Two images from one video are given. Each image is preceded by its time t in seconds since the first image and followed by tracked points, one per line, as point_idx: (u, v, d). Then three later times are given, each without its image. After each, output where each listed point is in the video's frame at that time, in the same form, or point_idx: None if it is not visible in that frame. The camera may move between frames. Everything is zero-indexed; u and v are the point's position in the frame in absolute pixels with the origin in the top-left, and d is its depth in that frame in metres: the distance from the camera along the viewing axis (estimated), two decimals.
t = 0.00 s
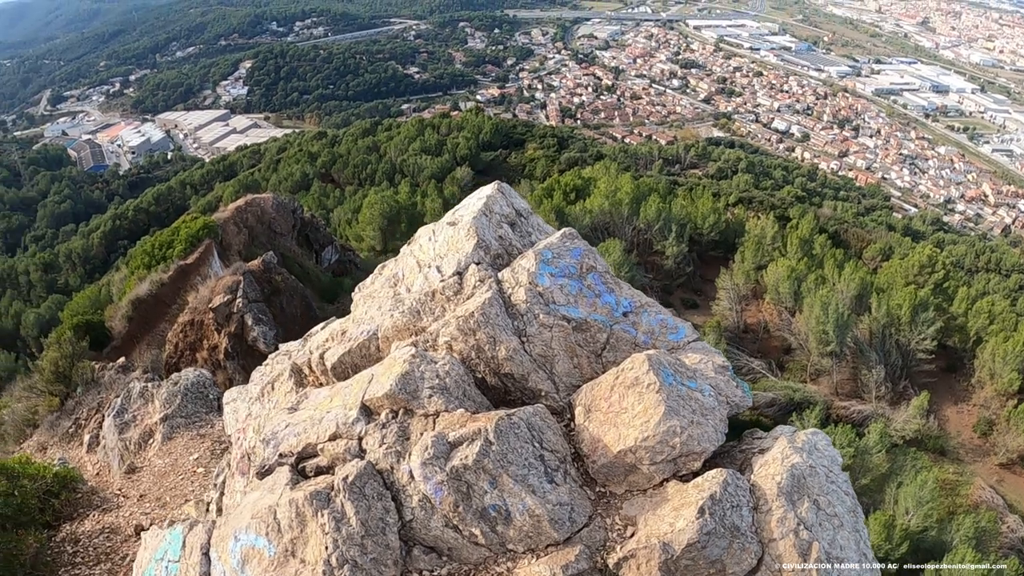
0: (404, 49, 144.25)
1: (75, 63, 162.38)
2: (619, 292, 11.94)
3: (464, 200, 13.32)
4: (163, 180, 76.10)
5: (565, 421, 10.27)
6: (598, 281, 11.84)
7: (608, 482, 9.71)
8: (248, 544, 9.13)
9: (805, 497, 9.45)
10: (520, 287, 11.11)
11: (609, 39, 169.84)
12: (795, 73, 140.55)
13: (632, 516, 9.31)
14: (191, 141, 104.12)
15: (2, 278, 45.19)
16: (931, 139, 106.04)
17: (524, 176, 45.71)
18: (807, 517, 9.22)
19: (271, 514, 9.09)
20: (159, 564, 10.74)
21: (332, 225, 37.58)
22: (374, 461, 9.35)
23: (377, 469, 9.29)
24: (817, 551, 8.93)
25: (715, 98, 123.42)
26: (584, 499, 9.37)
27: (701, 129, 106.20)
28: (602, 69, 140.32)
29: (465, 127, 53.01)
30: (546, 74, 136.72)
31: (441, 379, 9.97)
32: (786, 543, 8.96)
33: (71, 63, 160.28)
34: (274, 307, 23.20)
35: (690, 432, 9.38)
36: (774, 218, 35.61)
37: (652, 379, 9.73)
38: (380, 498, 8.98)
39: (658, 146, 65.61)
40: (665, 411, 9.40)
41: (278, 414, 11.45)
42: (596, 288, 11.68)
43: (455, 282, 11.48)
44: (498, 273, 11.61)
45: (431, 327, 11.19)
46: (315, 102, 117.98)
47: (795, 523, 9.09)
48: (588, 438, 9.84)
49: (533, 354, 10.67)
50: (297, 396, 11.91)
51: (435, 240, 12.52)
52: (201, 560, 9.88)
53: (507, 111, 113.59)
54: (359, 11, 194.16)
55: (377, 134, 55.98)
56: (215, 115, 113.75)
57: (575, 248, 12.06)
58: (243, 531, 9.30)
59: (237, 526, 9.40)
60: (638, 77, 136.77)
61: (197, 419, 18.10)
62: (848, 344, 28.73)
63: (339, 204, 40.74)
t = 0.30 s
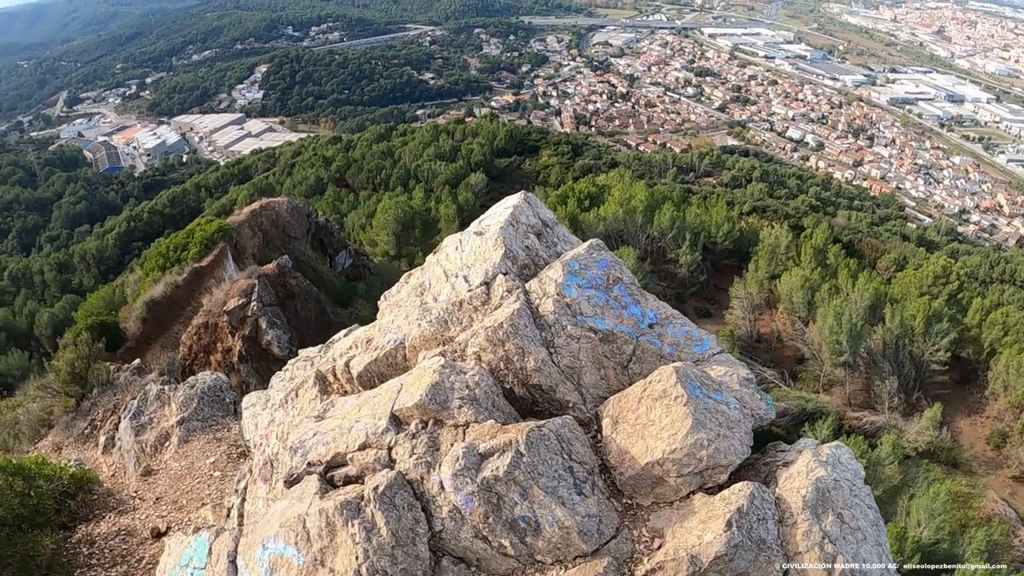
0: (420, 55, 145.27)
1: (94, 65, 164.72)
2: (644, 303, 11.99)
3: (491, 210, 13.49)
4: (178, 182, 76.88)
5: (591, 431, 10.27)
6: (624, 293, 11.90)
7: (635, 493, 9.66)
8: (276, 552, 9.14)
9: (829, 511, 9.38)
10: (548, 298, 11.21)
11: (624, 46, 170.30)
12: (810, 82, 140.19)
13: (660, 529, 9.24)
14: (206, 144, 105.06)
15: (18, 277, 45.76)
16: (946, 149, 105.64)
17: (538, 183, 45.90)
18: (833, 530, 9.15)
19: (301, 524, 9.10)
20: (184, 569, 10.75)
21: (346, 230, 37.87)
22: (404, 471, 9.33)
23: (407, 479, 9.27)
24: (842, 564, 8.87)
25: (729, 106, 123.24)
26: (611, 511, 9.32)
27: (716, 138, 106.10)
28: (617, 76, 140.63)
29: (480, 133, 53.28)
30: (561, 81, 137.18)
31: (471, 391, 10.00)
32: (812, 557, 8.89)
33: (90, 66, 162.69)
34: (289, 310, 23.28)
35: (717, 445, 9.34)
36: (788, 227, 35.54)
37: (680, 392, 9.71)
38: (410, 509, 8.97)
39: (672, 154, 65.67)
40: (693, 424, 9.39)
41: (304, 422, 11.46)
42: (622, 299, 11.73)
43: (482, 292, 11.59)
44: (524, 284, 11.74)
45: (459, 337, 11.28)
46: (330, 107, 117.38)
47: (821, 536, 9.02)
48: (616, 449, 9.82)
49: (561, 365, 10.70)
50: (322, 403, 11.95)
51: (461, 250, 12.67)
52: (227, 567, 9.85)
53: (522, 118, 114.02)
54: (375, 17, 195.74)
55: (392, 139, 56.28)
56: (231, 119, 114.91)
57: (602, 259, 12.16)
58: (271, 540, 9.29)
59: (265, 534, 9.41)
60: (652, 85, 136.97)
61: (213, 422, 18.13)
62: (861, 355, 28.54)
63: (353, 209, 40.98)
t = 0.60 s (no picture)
0: (432, 59, 145.94)
1: (109, 66, 166.29)
2: (660, 312, 11.97)
3: (509, 218, 13.50)
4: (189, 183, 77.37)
5: (609, 438, 10.26)
6: (641, 301, 11.88)
7: (651, 499, 9.60)
8: (299, 553, 9.16)
9: (840, 518, 9.23)
10: (567, 306, 11.24)
11: (635, 53, 170.58)
12: (821, 90, 139.96)
13: (675, 534, 9.21)
14: (218, 146, 105.63)
15: (29, 275, 46.14)
16: (957, 158, 105.33)
17: (549, 188, 46.05)
18: (845, 538, 9.02)
19: (324, 525, 9.11)
20: (205, 570, 10.78)
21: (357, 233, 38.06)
22: (427, 475, 9.36)
23: (429, 483, 9.29)
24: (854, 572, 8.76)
25: (740, 114, 123.17)
26: (628, 517, 9.29)
27: (727, 145, 105.97)
28: (628, 83, 140.86)
29: (491, 138, 53.47)
30: (572, 87, 137.51)
31: (492, 397, 10.04)
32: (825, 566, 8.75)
33: (105, 67, 164.12)
34: (300, 313, 23.27)
35: (732, 453, 9.33)
36: (799, 235, 35.52)
37: (696, 400, 9.70)
38: (432, 512, 9.00)
39: (683, 161, 65.76)
40: (709, 432, 9.38)
41: (323, 426, 11.52)
42: (639, 308, 11.71)
43: (502, 299, 11.61)
44: (543, 291, 11.76)
45: (479, 343, 11.33)
46: (342, 110, 118.83)
47: (834, 543, 8.91)
48: (632, 457, 9.82)
49: (579, 373, 10.72)
50: (341, 408, 12.00)
51: (481, 257, 12.70)
52: (251, 568, 9.91)
53: (533, 123, 114.30)
54: (388, 22, 196.77)
55: (403, 142, 56.53)
56: (243, 121, 115.62)
57: (619, 268, 12.10)
58: (294, 541, 9.32)
59: (288, 535, 9.43)
60: (664, 92, 137.13)
61: (227, 424, 18.21)
62: (871, 364, 28.37)
63: (363, 212, 41.20)
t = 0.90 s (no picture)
0: (449, 65, 146.78)
1: (130, 66, 168.27)
2: (678, 322, 11.94)
3: (528, 226, 13.57)
4: (205, 184, 78.05)
5: (625, 447, 10.26)
6: (659, 311, 11.87)
7: (667, 509, 9.58)
8: (316, 555, 9.23)
9: (854, 532, 9.05)
10: (585, 315, 11.29)
11: (653, 61, 170.86)
12: (838, 100, 139.61)
13: (690, 544, 9.16)
14: (235, 148, 106.47)
15: (47, 272, 46.73)
16: (975, 171, 104.70)
17: (564, 196, 46.22)
18: (858, 551, 8.83)
19: (341, 528, 9.17)
20: (221, 569, 10.85)
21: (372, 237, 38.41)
22: (445, 480, 9.39)
23: (447, 489, 9.32)
24: None
25: (757, 124, 123.02)
26: (643, 526, 9.26)
27: (743, 155, 105.80)
28: (645, 91, 141.09)
29: (508, 145, 53.72)
30: (589, 95, 137.91)
31: (511, 404, 10.07)
32: None
33: (127, 67, 166.29)
34: (315, 315, 23.26)
35: (747, 463, 9.28)
36: (814, 246, 35.53)
37: (713, 410, 9.66)
38: (449, 517, 9.00)
39: (700, 170, 65.76)
40: (725, 443, 9.35)
41: (342, 429, 11.59)
42: (657, 318, 11.72)
43: (521, 307, 11.70)
44: (562, 300, 11.82)
45: (497, 350, 11.40)
46: (359, 114, 119.54)
47: (848, 556, 8.73)
48: (648, 465, 9.80)
49: (596, 382, 10.74)
50: (359, 412, 12.06)
51: (500, 265, 12.78)
52: (266, 569, 9.95)
53: (550, 130, 114.56)
54: (407, 27, 197.90)
55: (420, 147, 56.87)
56: (260, 123, 116.56)
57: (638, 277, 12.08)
58: (311, 542, 9.40)
59: (305, 537, 9.51)
60: (681, 101, 137.28)
61: (241, 424, 18.09)
62: (885, 377, 28.18)
63: (379, 216, 41.50)
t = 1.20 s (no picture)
0: (461, 69, 147.25)
1: (142, 67, 169.03)
2: (688, 335, 11.88)
3: (537, 236, 13.60)
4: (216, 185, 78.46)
5: (632, 463, 10.22)
6: (668, 324, 11.82)
7: (673, 527, 9.52)
8: (313, 570, 9.31)
9: (865, 553, 8.94)
10: (593, 327, 11.27)
11: (664, 67, 170.91)
12: (849, 108, 139.35)
13: (697, 564, 9.12)
14: (246, 149, 107.04)
15: (57, 271, 47.04)
16: (986, 180, 104.26)
17: (574, 201, 46.36)
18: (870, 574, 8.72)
19: (341, 544, 9.24)
20: None
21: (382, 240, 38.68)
22: (446, 497, 9.44)
23: (448, 505, 9.36)
24: None
25: (768, 130, 122.85)
26: (649, 544, 9.25)
27: (753, 161, 105.59)
28: (656, 97, 141.16)
29: (518, 149, 53.84)
30: (601, 101, 138.06)
31: (516, 419, 10.06)
32: None
33: (140, 68, 167.27)
34: (323, 318, 23.19)
35: (757, 482, 9.17)
36: (824, 254, 35.53)
37: (722, 428, 9.57)
38: (450, 535, 9.01)
39: (710, 176, 65.70)
40: (734, 460, 9.25)
41: (343, 440, 11.62)
42: (667, 331, 11.66)
43: (528, 318, 11.73)
44: (570, 312, 11.82)
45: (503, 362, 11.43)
46: (370, 117, 119.91)
47: None
48: (655, 482, 9.73)
49: (604, 397, 10.70)
50: (362, 422, 12.10)
51: (508, 274, 12.79)
52: None
53: (561, 135, 114.68)
54: (419, 30, 198.48)
55: (431, 151, 57.06)
56: (272, 125, 117.21)
57: (647, 289, 12.07)
58: (309, 558, 9.47)
59: (304, 553, 9.57)
60: (691, 107, 137.26)
61: (246, 429, 18.19)
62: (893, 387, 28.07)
63: (389, 219, 41.66)
